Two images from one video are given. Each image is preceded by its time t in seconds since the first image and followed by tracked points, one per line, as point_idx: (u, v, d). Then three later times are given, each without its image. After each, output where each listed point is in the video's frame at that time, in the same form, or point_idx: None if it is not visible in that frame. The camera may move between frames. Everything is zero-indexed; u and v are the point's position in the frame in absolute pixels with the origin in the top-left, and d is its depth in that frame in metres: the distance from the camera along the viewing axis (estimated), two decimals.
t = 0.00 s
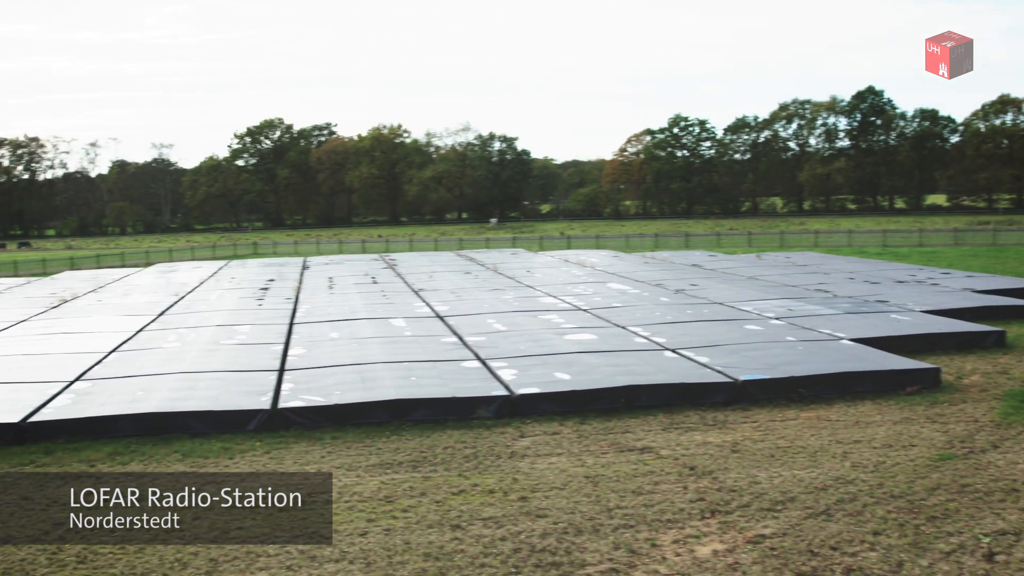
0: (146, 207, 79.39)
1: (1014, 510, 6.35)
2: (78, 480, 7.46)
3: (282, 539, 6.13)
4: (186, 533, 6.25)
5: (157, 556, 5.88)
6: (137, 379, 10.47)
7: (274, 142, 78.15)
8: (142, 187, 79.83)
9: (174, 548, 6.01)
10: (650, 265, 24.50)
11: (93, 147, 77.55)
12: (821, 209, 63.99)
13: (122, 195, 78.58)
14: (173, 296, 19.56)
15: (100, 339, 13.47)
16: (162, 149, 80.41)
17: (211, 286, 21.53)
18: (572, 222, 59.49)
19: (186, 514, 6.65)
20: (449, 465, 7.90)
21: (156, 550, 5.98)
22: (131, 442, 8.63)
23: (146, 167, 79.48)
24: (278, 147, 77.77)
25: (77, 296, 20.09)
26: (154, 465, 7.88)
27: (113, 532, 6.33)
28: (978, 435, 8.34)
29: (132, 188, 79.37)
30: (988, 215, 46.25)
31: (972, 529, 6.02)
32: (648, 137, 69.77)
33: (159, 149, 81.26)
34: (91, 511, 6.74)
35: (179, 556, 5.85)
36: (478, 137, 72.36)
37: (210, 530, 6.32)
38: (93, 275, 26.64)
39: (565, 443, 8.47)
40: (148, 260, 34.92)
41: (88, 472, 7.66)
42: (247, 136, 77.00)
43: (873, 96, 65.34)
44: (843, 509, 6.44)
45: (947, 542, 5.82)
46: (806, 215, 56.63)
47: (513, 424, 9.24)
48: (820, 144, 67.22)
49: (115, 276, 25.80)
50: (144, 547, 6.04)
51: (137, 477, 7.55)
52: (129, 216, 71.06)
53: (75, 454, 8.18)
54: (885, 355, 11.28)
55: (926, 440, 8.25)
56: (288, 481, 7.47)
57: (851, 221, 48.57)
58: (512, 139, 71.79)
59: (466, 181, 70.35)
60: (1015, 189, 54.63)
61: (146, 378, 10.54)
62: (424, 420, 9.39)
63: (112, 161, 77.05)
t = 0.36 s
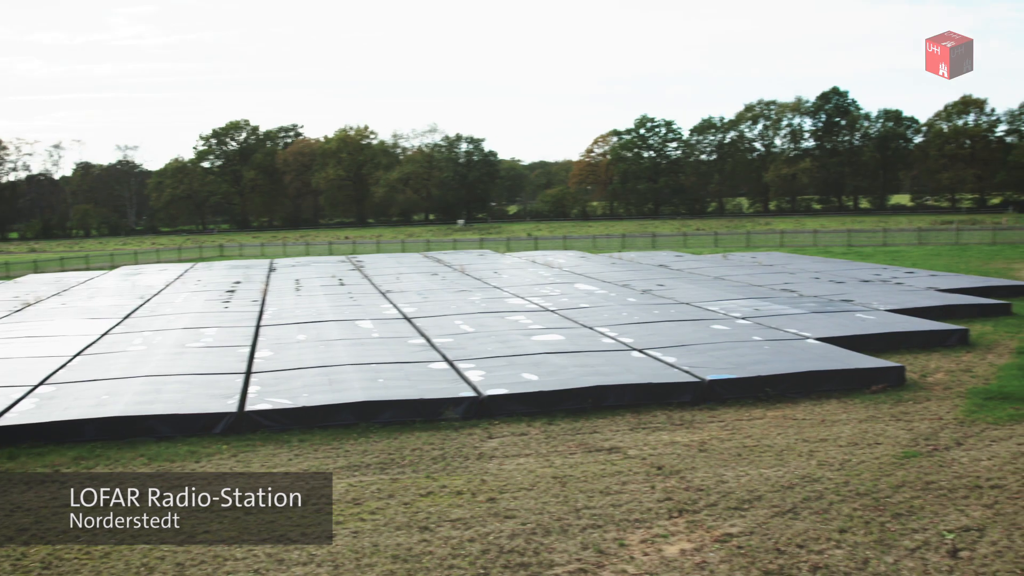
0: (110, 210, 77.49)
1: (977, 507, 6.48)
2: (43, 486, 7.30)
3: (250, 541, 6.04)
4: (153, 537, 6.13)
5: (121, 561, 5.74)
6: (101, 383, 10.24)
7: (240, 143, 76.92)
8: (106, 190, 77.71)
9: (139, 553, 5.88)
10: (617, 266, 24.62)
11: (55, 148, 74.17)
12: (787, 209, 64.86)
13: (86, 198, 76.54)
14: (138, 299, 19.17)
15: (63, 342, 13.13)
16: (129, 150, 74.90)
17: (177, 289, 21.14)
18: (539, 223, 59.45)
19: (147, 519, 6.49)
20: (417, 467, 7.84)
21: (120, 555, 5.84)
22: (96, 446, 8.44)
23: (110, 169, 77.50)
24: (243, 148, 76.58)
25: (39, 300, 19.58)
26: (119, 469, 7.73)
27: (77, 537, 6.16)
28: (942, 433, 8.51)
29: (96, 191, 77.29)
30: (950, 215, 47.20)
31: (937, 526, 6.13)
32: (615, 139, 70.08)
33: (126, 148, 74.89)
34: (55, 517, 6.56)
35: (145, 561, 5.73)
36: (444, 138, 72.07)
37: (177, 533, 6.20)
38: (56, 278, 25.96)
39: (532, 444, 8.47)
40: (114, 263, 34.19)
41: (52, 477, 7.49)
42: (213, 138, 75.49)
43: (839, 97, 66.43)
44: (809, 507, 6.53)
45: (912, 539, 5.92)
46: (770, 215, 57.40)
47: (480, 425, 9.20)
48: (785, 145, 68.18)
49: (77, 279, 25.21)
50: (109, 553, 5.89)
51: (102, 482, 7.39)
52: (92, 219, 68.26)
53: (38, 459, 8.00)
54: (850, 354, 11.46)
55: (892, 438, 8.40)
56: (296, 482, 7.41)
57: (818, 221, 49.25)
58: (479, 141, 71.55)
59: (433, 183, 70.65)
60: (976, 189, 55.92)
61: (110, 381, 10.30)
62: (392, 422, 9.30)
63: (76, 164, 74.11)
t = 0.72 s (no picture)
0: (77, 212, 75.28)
1: (943, 506, 6.61)
2: (8, 492, 7.12)
3: (219, 545, 5.93)
4: (120, 543, 5.99)
5: (87, 567, 5.59)
6: (65, 387, 10.00)
7: (207, 145, 75.81)
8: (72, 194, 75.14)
9: (107, 558, 5.74)
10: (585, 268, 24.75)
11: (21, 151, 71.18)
12: (755, 211, 65.71)
13: (52, 199, 73.82)
14: (104, 302, 18.80)
15: (26, 346, 12.79)
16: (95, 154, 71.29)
17: (142, 292, 20.75)
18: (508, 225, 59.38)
19: (112, 525, 6.32)
20: (386, 470, 7.76)
21: (88, 560, 5.69)
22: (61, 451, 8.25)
23: (76, 171, 75.41)
24: (211, 150, 75.51)
25: None
26: (85, 474, 7.56)
27: (42, 543, 5.99)
28: (909, 433, 8.68)
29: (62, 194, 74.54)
30: (914, 217, 48.20)
31: (903, 526, 6.24)
32: (585, 141, 70.48)
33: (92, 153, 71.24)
34: (20, 522, 6.39)
35: (111, 567, 5.59)
36: (413, 141, 71.80)
37: (144, 537, 6.06)
38: (17, 282, 25.30)
39: (502, 446, 8.44)
40: (79, 267, 33.48)
41: (17, 483, 7.31)
42: (179, 140, 74.30)
43: (805, 100, 67.68)
44: (777, 508, 6.60)
45: (879, 539, 6.01)
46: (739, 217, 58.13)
47: (450, 428, 9.16)
48: (752, 147, 69.14)
49: (40, 283, 24.62)
50: (76, 558, 5.74)
51: (68, 487, 7.23)
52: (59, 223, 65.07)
53: None
54: (817, 355, 11.63)
55: (859, 438, 8.55)
56: (295, 483, 7.38)
57: (785, 223, 49.97)
58: (447, 143, 71.34)
59: (402, 186, 70.20)
60: (941, 191, 57.31)
61: (74, 385, 10.07)
62: (362, 425, 9.21)
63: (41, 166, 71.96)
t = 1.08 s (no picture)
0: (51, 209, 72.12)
1: (918, 506, 6.70)
2: None
3: (196, 545, 5.85)
4: (96, 543, 5.88)
5: (63, 567, 5.49)
6: (38, 385, 9.82)
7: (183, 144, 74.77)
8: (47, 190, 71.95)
9: (83, 558, 5.63)
10: (564, 268, 24.71)
11: None
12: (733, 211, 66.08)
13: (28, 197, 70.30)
14: (79, 300, 18.52)
15: None
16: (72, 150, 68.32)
17: (118, 291, 20.42)
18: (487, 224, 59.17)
19: (89, 524, 6.21)
20: (363, 470, 7.70)
21: (63, 560, 5.59)
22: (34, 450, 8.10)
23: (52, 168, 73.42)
24: (188, 148, 74.51)
25: None
26: (61, 473, 7.43)
27: (15, 544, 5.86)
28: (884, 433, 8.78)
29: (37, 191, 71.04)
30: (890, 218, 48.73)
31: (879, 525, 6.31)
32: (563, 141, 70.49)
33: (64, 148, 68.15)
34: None
35: (85, 567, 5.48)
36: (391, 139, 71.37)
37: (121, 537, 5.96)
38: None
39: (479, 446, 8.42)
40: (55, 265, 32.90)
41: None
42: (156, 137, 73.18)
43: (783, 101, 68.28)
44: (754, 507, 6.64)
45: (855, 538, 6.08)
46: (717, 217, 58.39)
47: (428, 427, 9.11)
48: (730, 148, 69.56)
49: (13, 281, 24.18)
50: (51, 558, 5.63)
51: (42, 487, 7.09)
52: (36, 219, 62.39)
53: None
54: (793, 355, 11.73)
55: (835, 438, 8.63)
56: (274, 483, 7.30)
57: (764, 223, 50.29)
58: (425, 143, 70.76)
59: (380, 185, 69.70)
60: (917, 192, 58.02)
61: (47, 384, 9.89)
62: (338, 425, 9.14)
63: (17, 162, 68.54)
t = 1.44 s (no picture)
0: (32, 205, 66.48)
1: (900, 503, 6.77)
2: None
3: (180, 543, 5.78)
4: (79, 540, 5.81)
5: (46, 565, 5.42)
6: (20, 382, 9.71)
7: (167, 140, 73.94)
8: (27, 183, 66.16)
9: (65, 556, 5.56)
10: (548, 265, 24.70)
11: None
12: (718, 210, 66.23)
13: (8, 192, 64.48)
14: (61, 297, 18.31)
15: None
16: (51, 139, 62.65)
17: (102, 288, 20.20)
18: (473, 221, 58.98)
19: (74, 521, 6.13)
20: (348, 467, 7.67)
21: (46, 558, 5.53)
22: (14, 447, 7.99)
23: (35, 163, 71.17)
24: (171, 145, 73.72)
25: None
26: (43, 471, 7.35)
27: None
28: (866, 431, 8.85)
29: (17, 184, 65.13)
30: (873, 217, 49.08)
31: (862, 522, 6.36)
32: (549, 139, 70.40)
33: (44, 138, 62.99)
34: None
35: (68, 566, 5.41)
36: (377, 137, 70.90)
37: (104, 535, 5.89)
38: None
39: (463, 443, 8.41)
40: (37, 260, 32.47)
41: None
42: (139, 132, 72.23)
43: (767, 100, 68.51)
44: (738, 505, 6.68)
45: (838, 535, 6.12)
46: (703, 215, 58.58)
47: (412, 424, 9.09)
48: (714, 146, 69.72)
49: None
50: (33, 556, 5.55)
51: (22, 485, 7.00)
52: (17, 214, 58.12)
53: None
54: (776, 352, 11.80)
55: (818, 435, 8.70)
56: (260, 481, 7.25)
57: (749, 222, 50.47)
58: (409, 140, 69.38)
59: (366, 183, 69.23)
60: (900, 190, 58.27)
61: (28, 381, 9.77)
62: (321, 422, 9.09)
63: None
